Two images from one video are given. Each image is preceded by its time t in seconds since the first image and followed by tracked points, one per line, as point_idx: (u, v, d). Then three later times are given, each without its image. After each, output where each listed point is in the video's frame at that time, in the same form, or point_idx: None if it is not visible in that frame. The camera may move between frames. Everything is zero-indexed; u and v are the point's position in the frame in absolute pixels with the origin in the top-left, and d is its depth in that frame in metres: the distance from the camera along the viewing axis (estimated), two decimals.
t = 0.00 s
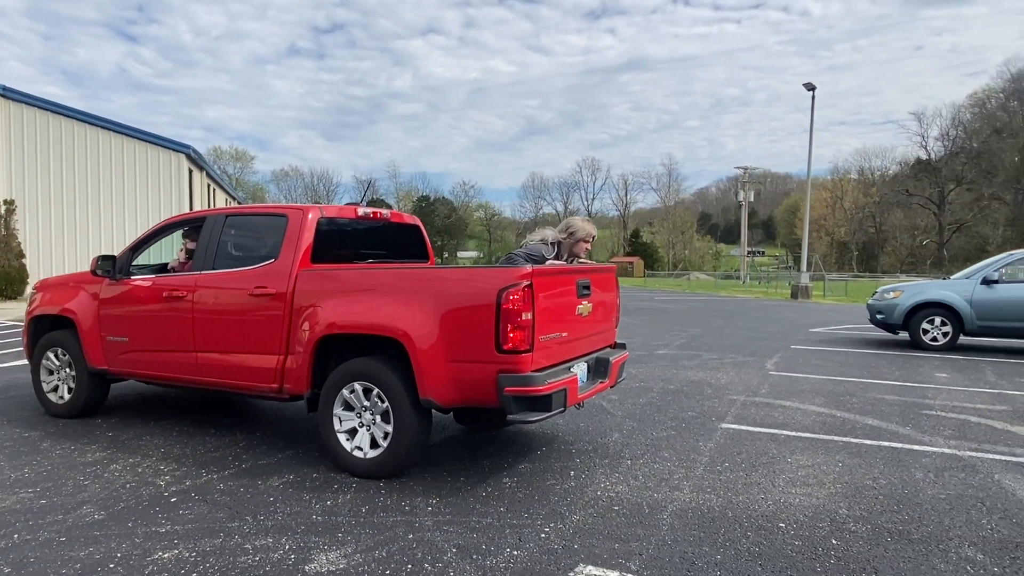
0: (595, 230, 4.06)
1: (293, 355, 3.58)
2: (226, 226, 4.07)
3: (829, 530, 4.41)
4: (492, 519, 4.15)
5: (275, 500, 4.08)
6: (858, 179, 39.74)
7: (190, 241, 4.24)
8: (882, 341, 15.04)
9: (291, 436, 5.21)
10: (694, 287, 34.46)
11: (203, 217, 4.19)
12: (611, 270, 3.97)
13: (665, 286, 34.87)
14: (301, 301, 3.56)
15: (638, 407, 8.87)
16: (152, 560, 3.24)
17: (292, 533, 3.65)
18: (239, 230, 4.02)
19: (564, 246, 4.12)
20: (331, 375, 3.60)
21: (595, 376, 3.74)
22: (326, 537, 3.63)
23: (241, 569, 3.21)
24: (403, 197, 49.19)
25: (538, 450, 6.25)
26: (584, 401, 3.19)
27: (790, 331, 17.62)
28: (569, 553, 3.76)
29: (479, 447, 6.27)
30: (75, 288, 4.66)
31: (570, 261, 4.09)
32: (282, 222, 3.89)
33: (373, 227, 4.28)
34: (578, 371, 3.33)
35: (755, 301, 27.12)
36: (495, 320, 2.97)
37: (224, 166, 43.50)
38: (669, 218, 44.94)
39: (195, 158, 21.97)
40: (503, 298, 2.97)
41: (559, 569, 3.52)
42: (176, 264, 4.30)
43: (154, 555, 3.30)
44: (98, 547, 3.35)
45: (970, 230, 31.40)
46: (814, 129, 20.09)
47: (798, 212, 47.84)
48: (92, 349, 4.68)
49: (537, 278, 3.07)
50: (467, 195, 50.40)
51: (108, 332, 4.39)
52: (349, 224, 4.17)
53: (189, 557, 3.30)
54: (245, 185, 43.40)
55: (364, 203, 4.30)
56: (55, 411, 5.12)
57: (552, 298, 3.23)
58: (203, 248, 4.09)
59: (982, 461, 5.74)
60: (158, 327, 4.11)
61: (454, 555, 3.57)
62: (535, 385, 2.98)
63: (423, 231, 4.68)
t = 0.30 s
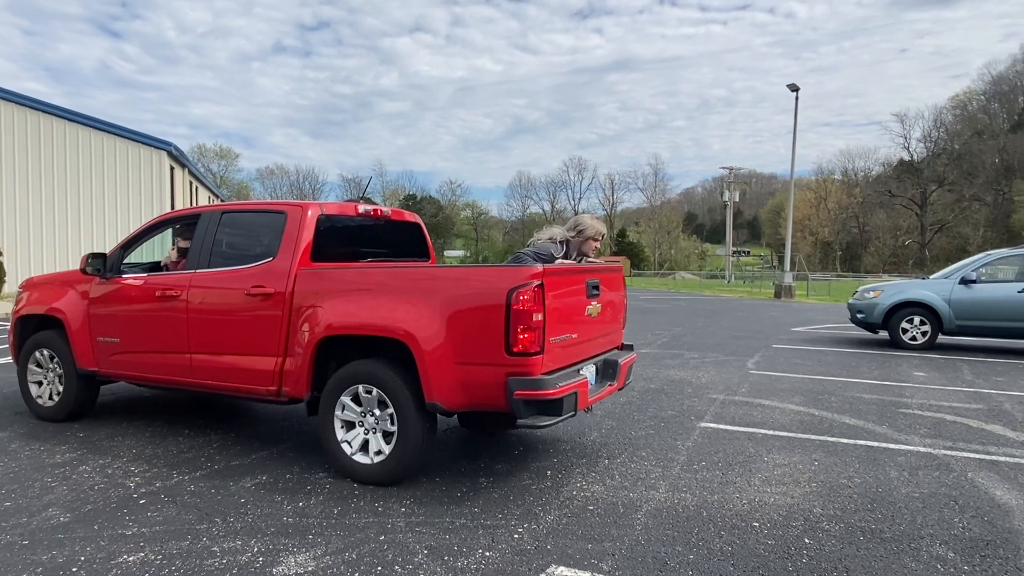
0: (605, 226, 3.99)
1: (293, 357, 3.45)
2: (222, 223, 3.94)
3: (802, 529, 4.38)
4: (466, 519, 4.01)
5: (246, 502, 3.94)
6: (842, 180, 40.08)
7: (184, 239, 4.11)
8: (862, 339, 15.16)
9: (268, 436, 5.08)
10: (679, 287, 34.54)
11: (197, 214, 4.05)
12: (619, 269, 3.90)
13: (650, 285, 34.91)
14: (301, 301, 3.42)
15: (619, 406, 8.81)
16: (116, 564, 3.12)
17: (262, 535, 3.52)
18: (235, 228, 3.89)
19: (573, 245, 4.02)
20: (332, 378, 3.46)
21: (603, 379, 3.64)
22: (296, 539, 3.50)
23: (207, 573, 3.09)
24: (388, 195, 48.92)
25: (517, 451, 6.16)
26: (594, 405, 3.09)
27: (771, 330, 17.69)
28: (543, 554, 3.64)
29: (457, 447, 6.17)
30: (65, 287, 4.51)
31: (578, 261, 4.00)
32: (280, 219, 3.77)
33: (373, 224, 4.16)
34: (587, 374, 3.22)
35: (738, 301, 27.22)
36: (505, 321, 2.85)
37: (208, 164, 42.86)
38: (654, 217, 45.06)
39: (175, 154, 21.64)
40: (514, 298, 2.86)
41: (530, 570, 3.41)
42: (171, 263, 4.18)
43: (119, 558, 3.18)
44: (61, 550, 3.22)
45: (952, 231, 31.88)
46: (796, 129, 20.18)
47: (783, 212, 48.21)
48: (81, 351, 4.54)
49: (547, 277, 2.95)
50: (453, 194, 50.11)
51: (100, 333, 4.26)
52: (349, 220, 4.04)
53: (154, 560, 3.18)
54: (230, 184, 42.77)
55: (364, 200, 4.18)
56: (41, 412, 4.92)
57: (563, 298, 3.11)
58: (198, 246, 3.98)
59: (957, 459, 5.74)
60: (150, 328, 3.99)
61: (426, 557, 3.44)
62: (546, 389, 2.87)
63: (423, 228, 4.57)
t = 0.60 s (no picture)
0: (612, 223, 3.77)
1: (288, 360, 3.30)
2: (214, 222, 3.77)
3: (773, 530, 4.30)
4: (436, 521, 3.78)
5: (213, 504, 3.73)
6: (828, 180, 40.33)
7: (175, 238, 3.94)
8: (844, 339, 15.21)
9: (240, 437, 4.88)
10: (666, 287, 34.53)
11: (189, 212, 3.88)
12: (625, 269, 3.78)
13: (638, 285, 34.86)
14: (297, 302, 3.27)
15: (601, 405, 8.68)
16: (73, 570, 2.94)
17: (227, 539, 3.33)
18: (228, 227, 3.72)
19: (579, 244, 3.83)
20: (329, 381, 3.31)
21: (609, 381, 3.50)
22: (261, 542, 3.31)
23: None
24: (376, 194, 48.55)
25: (494, 451, 6.02)
26: (602, 410, 2.94)
27: (755, 330, 17.70)
28: (511, 558, 3.42)
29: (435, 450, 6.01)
30: (51, 287, 4.34)
31: (584, 260, 3.80)
32: (275, 217, 3.59)
33: (371, 223, 3.97)
34: (595, 377, 3.08)
35: (725, 301, 27.21)
36: (511, 323, 2.70)
37: (194, 163, 42.19)
38: (642, 217, 45.08)
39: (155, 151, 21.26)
40: (520, 299, 2.71)
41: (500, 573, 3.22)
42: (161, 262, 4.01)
43: (76, 565, 3.00)
44: (18, 556, 3.05)
45: (937, 232, 32.23)
46: (782, 130, 20.24)
47: (769, 213, 48.51)
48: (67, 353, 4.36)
49: (554, 277, 2.80)
50: (441, 193, 49.88)
51: (88, 334, 4.10)
52: (346, 219, 3.86)
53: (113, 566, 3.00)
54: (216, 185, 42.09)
55: (362, 197, 3.99)
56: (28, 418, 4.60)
57: (570, 299, 2.97)
58: (189, 245, 3.80)
59: (932, 459, 5.71)
60: (140, 330, 3.82)
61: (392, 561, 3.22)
62: (552, 393, 2.73)
63: (423, 227, 4.38)
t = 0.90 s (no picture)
0: (618, 223, 3.68)
1: (286, 365, 3.15)
2: (207, 221, 3.58)
3: (747, 532, 3.92)
4: (405, 524, 3.47)
5: (182, 509, 3.43)
6: (816, 181, 40.45)
7: (166, 239, 3.74)
8: (828, 339, 15.20)
9: (215, 441, 4.53)
10: (655, 287, 34.31)
11: (181, 211, 3.69)
12: (632, 269, 3.70)
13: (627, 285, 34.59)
14: (294, 304, 3.12)
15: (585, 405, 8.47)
16: None
17: (192, 545, 3.07)
18: (221, 226, 3.54)
19: (584, 245, 3.71)
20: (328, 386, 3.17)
21: (615, 385, 3.38)
22: (228, 548, 3.05)
23: None
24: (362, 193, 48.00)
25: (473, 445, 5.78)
26: (610, 416, 2.82)
27: (741, 330, 17.63)
28: (482, 563, 3.14)
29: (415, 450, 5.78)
30: (36, 291, 4.12)
31: (590, 261, 3.69)
32: (270, 216, 3.43)
33: (369, 222, 3.83)
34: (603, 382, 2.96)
35: (713, 301, 27.02)
36: (518, 326, 2.57)
37: (182, 163, 41.55)
38: (632, 217, 44.99)
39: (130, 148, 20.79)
40: (526, 301, 2.58)
41: None
42: (152, 263, 3.81)
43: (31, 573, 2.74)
44: None
45: (924, 232, 32.37)
46: (769, 132, 20.27)
47: (757, 213, 48.72)
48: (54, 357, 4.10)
49: (561, 277, 2.67)
50: (429, 192, 49.44)
51: (75, 339, 3.90)
52: (343, 218, 3.71)
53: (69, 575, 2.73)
54: (204, 184, 41.40)
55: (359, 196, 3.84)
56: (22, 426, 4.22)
57: (577, 300, 2.84)
58: (181, 245, 3.62)
59: (908, 460, 5.56)
60: (130, 332, 3.62)
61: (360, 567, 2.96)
62: (561, 399, 2.60)
63: (421, 227, 4.24)
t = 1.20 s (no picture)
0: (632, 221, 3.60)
1: (288, 366, 2.97)
2: (208, 219, 3.38)
3: (723, 529, 3.75)
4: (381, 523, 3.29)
5: (156, 508, 3.29)
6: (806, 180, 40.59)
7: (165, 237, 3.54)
8: (815, 337, 15.22)
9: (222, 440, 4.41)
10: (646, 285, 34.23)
11: (180, 207, 3.48)
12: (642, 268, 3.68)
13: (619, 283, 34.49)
14: (297, 303, 2.94)
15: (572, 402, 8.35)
16: None
17: (165, 544, 2.92)
18: (222, 224, 3.35)
19: (597, 242, 3.60)
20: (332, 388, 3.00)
21: (628, 387, 3.29)
22: (200, 548, 2.90)
23: None
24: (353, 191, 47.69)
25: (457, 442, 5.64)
26: (624, 418, 2.71)
27: (728, 328, 17.62)
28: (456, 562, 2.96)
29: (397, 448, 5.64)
30: (26, 288, 3.90)
31: (602, 259, 3.59)
32: (272, 214, 3.23)
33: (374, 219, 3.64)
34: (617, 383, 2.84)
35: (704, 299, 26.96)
36: (533, 326, 2.43)
37: (171, 160, 41.12)
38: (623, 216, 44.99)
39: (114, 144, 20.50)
40: (541, 300, 2.44)
41: None
42: (150, 261, 3.61)
43: None
44: None
45: (912, 231, 32.51)
46: (757, 132, 20.32)
47: (747, 212, 48.90)
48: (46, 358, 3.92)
49: (576, 275, 2.54)
50: (420, 190, 49.19)
51: (68, 338, 3.69)
52: (348, 215, 3.51)
53: None
54: (193, 181, 40.97)
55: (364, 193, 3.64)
56: (16, 428, 4.06)
57: (591, 299, 2.71)
58: (180, 243, 3.42)
59: (886, 457, 5.37)
60: (127, 333, 3.42)
61: (334, 567, 2.80)
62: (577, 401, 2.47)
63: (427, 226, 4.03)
